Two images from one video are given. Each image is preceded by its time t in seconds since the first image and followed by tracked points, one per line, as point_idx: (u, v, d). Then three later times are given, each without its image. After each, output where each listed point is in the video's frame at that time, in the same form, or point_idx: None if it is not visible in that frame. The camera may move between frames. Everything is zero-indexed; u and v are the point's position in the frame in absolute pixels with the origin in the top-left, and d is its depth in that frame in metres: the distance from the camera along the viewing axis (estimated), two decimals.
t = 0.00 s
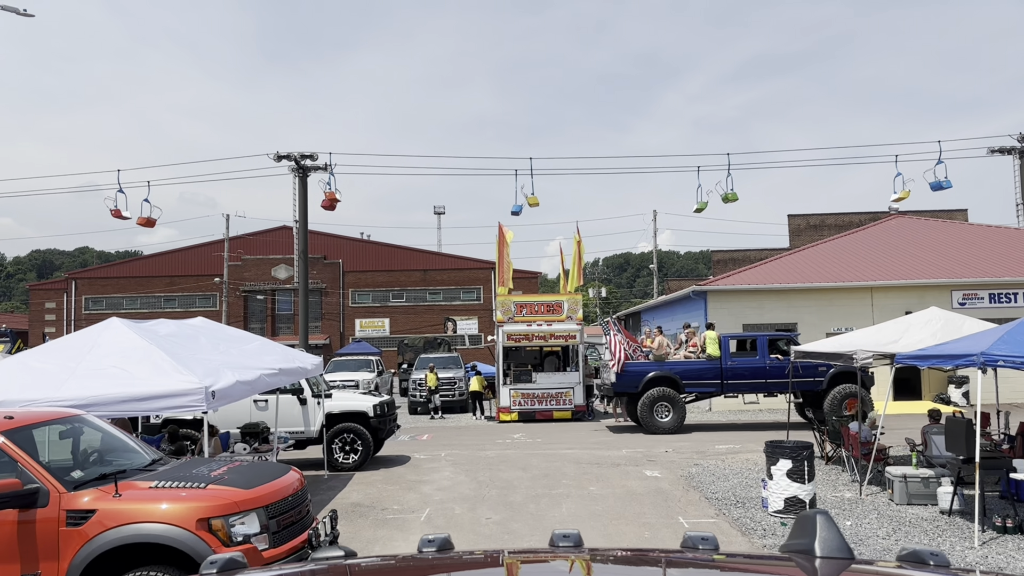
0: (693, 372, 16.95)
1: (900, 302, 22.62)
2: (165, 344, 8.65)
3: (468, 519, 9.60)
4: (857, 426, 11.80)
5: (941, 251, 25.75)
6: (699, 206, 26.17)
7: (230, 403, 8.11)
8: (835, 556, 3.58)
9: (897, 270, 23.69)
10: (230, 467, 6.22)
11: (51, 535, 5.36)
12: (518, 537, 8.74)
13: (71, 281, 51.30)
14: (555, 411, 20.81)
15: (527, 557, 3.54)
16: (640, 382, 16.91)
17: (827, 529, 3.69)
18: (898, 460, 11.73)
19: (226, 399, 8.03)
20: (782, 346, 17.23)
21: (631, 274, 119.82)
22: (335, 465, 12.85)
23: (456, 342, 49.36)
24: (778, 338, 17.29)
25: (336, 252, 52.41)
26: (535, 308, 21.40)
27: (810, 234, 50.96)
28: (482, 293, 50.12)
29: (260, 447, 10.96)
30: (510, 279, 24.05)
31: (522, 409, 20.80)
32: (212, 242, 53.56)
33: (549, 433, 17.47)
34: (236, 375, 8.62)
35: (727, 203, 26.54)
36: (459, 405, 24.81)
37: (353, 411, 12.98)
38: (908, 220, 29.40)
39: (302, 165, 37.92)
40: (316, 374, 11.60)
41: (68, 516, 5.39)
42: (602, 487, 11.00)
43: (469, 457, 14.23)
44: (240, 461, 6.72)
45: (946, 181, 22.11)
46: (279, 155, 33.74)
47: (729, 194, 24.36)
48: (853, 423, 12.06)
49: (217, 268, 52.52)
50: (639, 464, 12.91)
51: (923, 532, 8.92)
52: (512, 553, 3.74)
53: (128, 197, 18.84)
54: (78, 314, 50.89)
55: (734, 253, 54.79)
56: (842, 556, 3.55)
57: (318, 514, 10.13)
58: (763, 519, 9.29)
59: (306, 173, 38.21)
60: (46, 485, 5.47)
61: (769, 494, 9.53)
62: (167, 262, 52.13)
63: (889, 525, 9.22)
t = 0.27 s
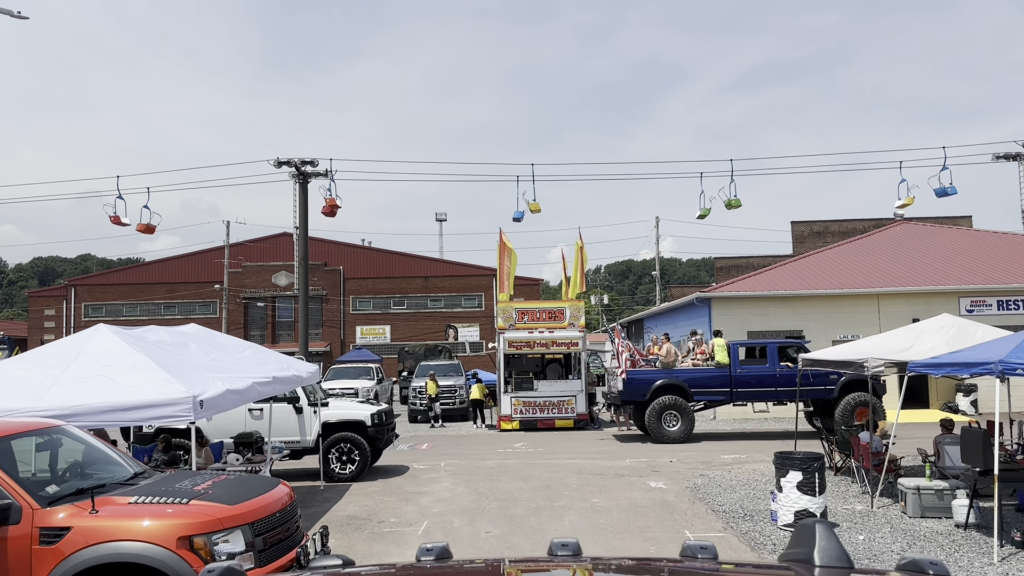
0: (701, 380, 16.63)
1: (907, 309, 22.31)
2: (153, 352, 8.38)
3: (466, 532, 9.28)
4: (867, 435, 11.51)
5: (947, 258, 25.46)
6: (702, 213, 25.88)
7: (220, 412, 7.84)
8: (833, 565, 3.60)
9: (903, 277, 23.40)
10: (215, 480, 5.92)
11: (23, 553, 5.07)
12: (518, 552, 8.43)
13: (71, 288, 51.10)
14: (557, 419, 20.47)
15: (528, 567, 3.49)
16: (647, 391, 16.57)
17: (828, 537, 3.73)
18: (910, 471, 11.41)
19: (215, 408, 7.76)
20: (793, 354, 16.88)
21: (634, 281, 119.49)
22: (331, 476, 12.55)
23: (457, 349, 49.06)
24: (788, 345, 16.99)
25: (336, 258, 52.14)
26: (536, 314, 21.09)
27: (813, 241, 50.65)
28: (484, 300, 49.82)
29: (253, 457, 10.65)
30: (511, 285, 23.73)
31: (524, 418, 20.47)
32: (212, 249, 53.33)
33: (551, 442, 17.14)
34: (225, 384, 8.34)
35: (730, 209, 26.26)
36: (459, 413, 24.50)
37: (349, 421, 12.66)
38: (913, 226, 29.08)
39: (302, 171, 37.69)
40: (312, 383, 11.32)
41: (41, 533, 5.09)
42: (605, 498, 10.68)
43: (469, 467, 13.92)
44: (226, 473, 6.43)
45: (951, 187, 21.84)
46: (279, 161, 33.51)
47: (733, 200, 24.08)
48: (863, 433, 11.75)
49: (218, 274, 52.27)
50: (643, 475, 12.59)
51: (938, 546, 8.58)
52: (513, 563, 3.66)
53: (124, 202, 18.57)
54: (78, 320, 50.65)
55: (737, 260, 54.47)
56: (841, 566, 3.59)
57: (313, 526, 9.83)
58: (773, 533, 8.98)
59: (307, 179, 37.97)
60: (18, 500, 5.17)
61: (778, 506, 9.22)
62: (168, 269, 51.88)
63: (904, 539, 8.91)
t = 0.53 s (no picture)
0: (713, 387, 16.37)
1: (915, 315, 22.00)
2: (144, 357, 8.10)
3: (466, 544, 8.97)
4: (879, 444, 11.24)
5: (954, 263, 25.15)
6: (705, 218, 25.62)
7: (211, 418, 7.56)
8: (832, 568, 3.82)
9: (911, 282, 23.09)
10: (200, 492, 5.63)
11: None
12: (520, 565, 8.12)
13: (72, 292, 50.93)
14: (560, 426, 20.16)
15: (531, 570, 3.51)
16: (658, 398, 16.28)
17: (828, 541, 3.97)
18: (923, 481, 11.10)
19: (206, 415, 7.49)
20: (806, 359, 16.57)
21: (636, 287, 119.19)
22: (329, 484, 12.24)
23: (459, 355, 48.74)
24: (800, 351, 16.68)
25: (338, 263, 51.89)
26: (539, 319, 20.81)
27: (818, 246, 50.33)
28: (486, 305, 49.55)
29: (247, 465, 10.45)
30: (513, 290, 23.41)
31: (526, 425, 20.14)
32: (213, 254, 53.11)
33: (553, 449, 16.85)
34: (217, 390, 8.06)
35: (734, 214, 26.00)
36: (460, 420, 24.20)
37: (348, 428, 12.38)
38: (919, 232, 28.77)
39: (304, 176, 37.45)
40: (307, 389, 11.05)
41: (13, 548, 4.80)
42: (610, 509, 10.37)
43: (470, 475, 13.61)
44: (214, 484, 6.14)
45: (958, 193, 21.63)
46: (281, 165, 33.32)
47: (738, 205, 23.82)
48: (875, 442, 11.46)
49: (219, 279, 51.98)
50: (647, 484, 12.29)
51: (956, 560, 8.26)
52: (517, 566, 3.64)
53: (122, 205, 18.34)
54: (78, 325, 50.46)
55: (741, 265, 54.14)
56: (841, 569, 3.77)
57: (308, 537, 9.55)
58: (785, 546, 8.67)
59: (309, 183, 37.72)
60: None
61: (789, 518, 8.93)
62: (168, 274, 51.66)
63: (919, 551, 8.59)
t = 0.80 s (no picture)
0: (728, 394, 16.12)
1: (923, 321, 21.69)
2: (133, 362, 7.85)
3: (466, 556, 8.69)
4: (890, 454, 10.93)
5: (962, 268, 24.84)
6: (709, 223, 25.37)
7: (203, 425, 7.33)
8: None
9: (918, 287, 22.79)
10: (185, 504, 5.35)
11: None
12: None
13: (72, 297, 50.73)
14: (563, 433, 19.86)
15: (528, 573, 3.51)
16: (671, 404, 16.12)
17: (829, 548, 3.85)
18: (937, 491, 10.80)
19: (197, 421, 7.25)
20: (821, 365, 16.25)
21: (639, 293, 118.84)
22: (326, 492, 11.95)
23: (460, 360, 48.45)
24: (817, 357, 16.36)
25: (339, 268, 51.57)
26: (541, 324, 20.53)
27: (822, 251, 50.02)
28: (488, 310, 49.26)
29: (241, 474, 10.18)
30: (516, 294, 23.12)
31: (528, 431, 19.85)
32: (214, 258, 52.90)
33: (556, 457, 16.56)
34: (209, 396, 7.80)
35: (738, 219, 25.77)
36: (462, 426, 23.91)
37: (346, 434, 12.10)
38: (926, 236, 28.44)
39: (305, 179, 37.25)
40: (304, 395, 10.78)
41: None
42: (615, 519, 10.08)
43: (471, 483, 13.32)
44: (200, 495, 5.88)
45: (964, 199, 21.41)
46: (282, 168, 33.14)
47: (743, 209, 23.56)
48: (886, 450, 11.17)
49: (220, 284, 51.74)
50: (652, 493, 12.00)
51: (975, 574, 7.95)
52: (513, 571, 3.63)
53: (120, 208, 18.16)
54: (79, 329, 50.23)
55: (745, 270, 53.80)
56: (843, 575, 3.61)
57: (304, 547, 9.27)
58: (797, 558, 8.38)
59: (310, 187, 37.52)
60: None
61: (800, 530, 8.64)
62: (170, 279, 51.47)
63: (936, 564, 8.30)
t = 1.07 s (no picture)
0: (746, 399, 15.81)
1: (931, 325, 21.39)
2: (123, 364, 7.60)
3: (466, 566, 8.42)
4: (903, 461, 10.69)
5: (970, 272, 24.52)
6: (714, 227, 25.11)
7: (193, 430, 7.08)
8: None
9: (927, 291, 22.48)
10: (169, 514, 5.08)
11: None
12: None
13: (75, 299, 50.59)
14: (566, 438, 19.58)
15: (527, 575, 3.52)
16: (688, 409, 15.70)
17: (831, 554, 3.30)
18: (951, 500, 10.52)
19: (188, 427, 7.00)
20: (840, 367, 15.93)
21: (642, 297, 118.50)
22: (325, 499, 11.69)
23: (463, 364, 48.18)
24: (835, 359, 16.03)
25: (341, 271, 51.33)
26: (544, 328, 20.25)
27: (827, 255, 49.68)
28: (491, 314, 48.99)
29: (236, 480, 9.91)
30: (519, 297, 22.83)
31: (531, 436, 19.58)
32: (217, 261, 52.72)
33: (559, 462, 16.28)
34: (200, 401, 7.54)
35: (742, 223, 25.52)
36: (464, 430, 23.64)
37: (345, 440, 11.85)
38: (933, 240, 28.12)
39: (308, 182, 37.05)
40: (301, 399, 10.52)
41: None
42: (620, 528, 9.80)
43: (472, 490, 13.05)
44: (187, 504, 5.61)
45: (970, 202, 21.15)
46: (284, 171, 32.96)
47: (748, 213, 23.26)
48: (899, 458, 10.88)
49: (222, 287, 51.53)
50: (658, 501, 11.72)
51: None
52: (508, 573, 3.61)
53: (121, 210, 17.97)
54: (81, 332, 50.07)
55: (750, 274, 53.46)
56: None
57: (299, 556, 8.99)
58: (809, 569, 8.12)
59: (313, 189, 37.32)
60: None
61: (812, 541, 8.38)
62: (172, 281, 51.30)
63: None
